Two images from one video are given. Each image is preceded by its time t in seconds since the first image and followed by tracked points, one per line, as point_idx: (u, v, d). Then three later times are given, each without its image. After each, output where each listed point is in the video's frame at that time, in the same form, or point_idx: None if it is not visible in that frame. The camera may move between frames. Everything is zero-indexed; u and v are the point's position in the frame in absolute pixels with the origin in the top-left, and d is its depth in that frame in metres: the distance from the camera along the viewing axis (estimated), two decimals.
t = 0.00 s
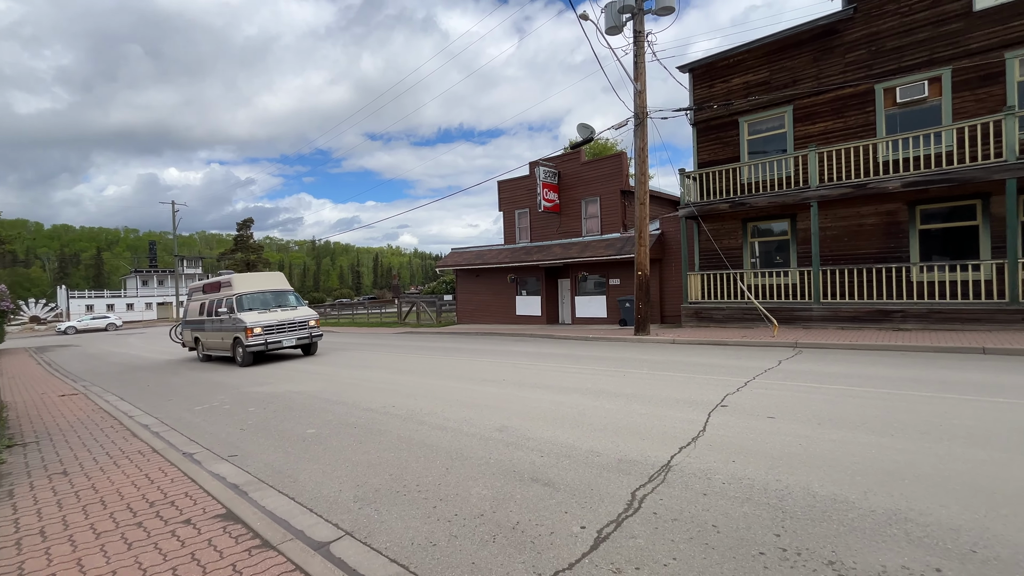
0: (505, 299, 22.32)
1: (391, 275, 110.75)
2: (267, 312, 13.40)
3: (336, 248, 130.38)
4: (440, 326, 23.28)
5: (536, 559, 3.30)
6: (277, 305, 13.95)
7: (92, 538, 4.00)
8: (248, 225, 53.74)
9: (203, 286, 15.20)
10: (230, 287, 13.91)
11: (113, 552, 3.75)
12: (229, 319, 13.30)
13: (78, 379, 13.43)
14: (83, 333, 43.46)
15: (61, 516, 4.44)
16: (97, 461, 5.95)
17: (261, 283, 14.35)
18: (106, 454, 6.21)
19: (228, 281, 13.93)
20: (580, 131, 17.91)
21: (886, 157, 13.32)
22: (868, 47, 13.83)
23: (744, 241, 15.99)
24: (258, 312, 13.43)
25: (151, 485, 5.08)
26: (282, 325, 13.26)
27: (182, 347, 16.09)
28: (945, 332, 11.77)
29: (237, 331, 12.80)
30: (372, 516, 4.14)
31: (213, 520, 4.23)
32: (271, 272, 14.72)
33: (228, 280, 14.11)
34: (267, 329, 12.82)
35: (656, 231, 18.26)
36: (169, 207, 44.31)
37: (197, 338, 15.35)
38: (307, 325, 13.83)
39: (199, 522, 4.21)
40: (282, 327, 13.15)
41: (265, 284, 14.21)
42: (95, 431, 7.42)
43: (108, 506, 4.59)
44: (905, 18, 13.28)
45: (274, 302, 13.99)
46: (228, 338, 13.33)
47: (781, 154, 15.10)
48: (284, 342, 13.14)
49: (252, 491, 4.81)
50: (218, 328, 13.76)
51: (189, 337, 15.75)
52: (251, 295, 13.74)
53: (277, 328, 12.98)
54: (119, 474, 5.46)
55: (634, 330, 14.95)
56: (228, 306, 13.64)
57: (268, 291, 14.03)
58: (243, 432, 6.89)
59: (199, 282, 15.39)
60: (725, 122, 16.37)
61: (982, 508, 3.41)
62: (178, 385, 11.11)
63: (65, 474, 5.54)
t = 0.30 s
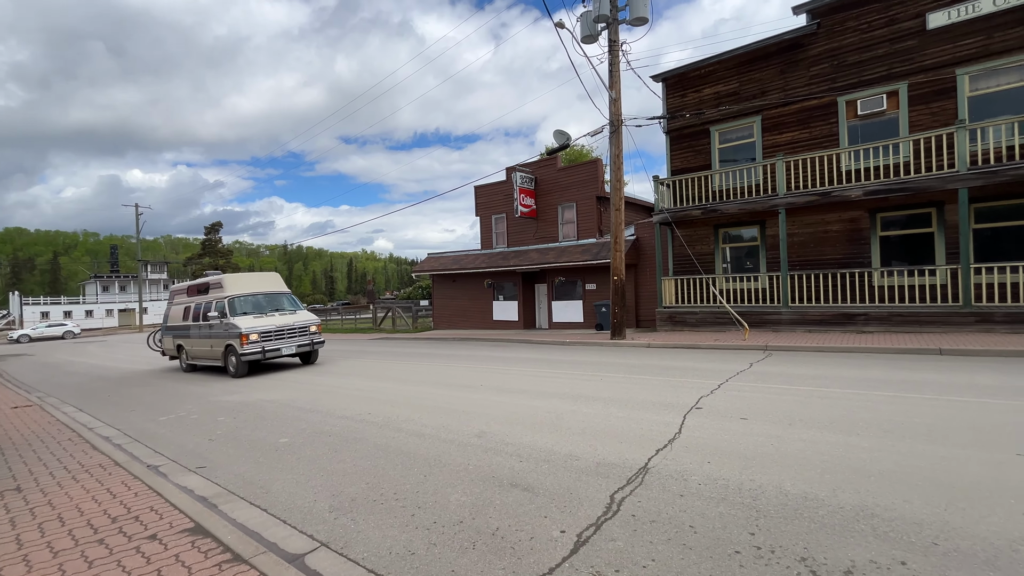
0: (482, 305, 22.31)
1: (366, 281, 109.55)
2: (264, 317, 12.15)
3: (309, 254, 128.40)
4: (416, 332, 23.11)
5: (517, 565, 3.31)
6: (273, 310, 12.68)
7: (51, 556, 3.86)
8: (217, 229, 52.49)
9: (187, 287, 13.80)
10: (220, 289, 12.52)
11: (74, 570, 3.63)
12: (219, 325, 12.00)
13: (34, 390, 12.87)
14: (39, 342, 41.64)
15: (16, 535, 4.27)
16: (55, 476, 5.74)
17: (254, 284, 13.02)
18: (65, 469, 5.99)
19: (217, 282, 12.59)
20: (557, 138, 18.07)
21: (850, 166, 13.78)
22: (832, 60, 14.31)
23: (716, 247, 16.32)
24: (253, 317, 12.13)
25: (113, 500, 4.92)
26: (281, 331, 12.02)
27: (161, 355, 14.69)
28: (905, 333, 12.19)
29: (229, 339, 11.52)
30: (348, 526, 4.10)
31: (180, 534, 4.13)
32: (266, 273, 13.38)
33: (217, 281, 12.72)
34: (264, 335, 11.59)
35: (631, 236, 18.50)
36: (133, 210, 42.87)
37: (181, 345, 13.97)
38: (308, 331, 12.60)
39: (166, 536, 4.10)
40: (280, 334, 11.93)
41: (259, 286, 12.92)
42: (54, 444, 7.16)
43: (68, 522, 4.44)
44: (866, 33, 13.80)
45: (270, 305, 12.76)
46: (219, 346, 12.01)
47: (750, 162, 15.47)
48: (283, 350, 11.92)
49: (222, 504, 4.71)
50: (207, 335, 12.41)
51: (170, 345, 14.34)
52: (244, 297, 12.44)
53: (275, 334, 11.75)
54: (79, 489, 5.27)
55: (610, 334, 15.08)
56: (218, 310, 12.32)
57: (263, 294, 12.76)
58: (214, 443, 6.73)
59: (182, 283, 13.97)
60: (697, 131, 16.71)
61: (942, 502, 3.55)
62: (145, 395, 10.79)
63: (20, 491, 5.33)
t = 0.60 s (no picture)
0: (459, 310, 22.25)
1: (340, 286, 108.12)
2: (266, 321, 11.09)
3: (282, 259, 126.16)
4: (392, 338, 22.91)
5: (493, 572, 3.31)
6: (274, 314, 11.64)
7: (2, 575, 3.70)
8: (185, 232, 51.13)
9: (178, 289, 12.65)
10: (217, 288, 11.39)
11: None
12: (216, 330, 10.91)
13: None
14: None
15: None
16: (8, 492, 5.49)
17: (253, 284, 11.93)
18: (18, 485, 5.75)
19: (214, 282, 11.49)
20: (533, 144, 18.18)
21: (816, 175, 14.20)
22: (799, 73, 14.77)
23: (690, 253, 16.62)
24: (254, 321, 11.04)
25: (70, 516, 4.74)
26: (286, 337, 10.99)
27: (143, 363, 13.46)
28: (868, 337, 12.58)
29: (228, 345, 10.47)
30: (321, 537, 4.04)
31: (142, 550, 4.00)
32: (264, 272, 12.27)
33: (213, 280, 11.58)
34: (267, 341, 10.57)
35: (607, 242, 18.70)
36: (95, 212, 41.41)
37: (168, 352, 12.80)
38: (315, 337, 11.58)
39: (127, 552, 3.98)
40: (285, 340, 10.90)
41: (258, 287, 11.86)
42: (8, 458, 6.87)
43: (21, 540, 4.26)
44: (831, 47, 14.28)
45: (272, 308, 11.71)
46: (216, 354, 10.93)
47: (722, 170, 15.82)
48: (289, 357, 10.90)
49: (188, 517, 4.59)
50: (200, 341, 11.39)
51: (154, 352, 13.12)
52: (244, 300, 11.38)
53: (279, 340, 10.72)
54: (34, 505, 5.06)
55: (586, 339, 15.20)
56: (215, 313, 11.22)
57: (262, 297, 11.71)
58: (180, 454, 6.55)
59: (172, 283, 12.78)
60: (670, 139, 17.01)
61: (903, 499, 3.68)
62: (108, 405, 10.44)
63: None
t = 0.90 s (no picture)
0: (435, 315, 22.13)
1: (313, 291, 106.40)
2: (275, 324, 10.01)
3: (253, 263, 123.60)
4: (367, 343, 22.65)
5: None
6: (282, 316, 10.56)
7: None
8: (150, 235, 49.60)
9: (170, 287, 11.46)
10: (219, 288, 10.23)
11: None
12: (220, 334, 9.77)
13: None
14: None
15: None
16: None
17: (257, 283, 10.80)
18: None
19: (216, 281, 10.34)
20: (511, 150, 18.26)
21: (784, 184, 14.59)
22: (767, 85, 15.19)
23: (664, 258, 16.88)
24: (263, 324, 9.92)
25: (23, 533, 4.55)
26: (299, 343, 9.95)
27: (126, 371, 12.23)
28: (834, 341, 12.94)
29: (235, 351, 9.37)
30: (292, 548, 3.97)
31: (101, 567, 3.87)
32: (269, 270, 11.14)
33: (214, 278, 10.42)
34: (278, 347, 9.52)
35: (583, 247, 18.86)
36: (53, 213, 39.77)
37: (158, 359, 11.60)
38: (330, 342, 10.55)
39: (83, 570, 3.84)
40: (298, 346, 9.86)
41: (264, 287, 10.76)
42: None
43: None
44: (798, 61, 14.73)
45: (281, 309, 10.62)
46: (220, 361, 9.83)
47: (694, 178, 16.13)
48: (302, 364, 9.87)
49: (152, 531, 4.46)
50: (199, 347, 10.25)
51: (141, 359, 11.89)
52: (250, 301, 10.26)
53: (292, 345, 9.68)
54: None
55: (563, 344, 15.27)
56: (218, 316, 10.08)
57: (269, 297, 10.62)
58: (145, 465, 6.36)
59: (165, 281, 11.59)
60: (645, 147, 17.28)
61: (867, 497, 3.80)
62: (68, 414, 10.06)
63: None
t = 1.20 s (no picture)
0: (411, 320, 21.97)
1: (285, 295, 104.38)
2: (293, 327, 9.00)
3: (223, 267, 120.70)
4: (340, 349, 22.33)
5: None
6: (300, 317, 9.56)
7: None
8: (112, 236, 47.89)
9: (170, 286, 10.33)
10: (230, 286, 9.17)
11: None
12: (231, 337, 8.71)
13: None
14: None
15: None
16: None
17: (270, 280, 9.75)
18: None
19: (225, 278, 9.30)
20: (487, 155, 18.32)
21: (753, 193, 14.94)
22: (736, 97, 15.59)
23: (638, 264, 17.12)
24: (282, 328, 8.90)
25: None
26: (322, 348, 9.02)
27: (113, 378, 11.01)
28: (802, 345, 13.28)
29: (252, 357, 8.34)
30: (261, 560, 3.89)
31: None
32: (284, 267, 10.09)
33: (223, 275, 9.34)
34: (300, 352, 8.53)
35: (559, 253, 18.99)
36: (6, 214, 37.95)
37: (153, 367, 10.42)
38: (352, 347, 9.64)
39: None
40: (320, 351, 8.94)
41: (277, 285, 9.73)
42: None
43: None
44: (766, 74, 15.16)
45: (297, 311, 9.60)
46: (232, 369, 8.73)
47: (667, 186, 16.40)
48: (325, 371, 8.90)
49: (111, 546, 4.31)
50: (206, 352, 9.15)
51: (131, 365, 10.67)
52: (263, 301, 9.23)
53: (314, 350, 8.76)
54: None
55: (539, 349, 15.33)
56: (228, 317, 9.01)
57: (284, 297, 9.63)
58: (105, 476, 6.14)
59: (163, 279, 10.45)
60: (619, 154, 17.51)
61: (832, 495, 3.91)
62: (23, 424, 9.65)
63: None
